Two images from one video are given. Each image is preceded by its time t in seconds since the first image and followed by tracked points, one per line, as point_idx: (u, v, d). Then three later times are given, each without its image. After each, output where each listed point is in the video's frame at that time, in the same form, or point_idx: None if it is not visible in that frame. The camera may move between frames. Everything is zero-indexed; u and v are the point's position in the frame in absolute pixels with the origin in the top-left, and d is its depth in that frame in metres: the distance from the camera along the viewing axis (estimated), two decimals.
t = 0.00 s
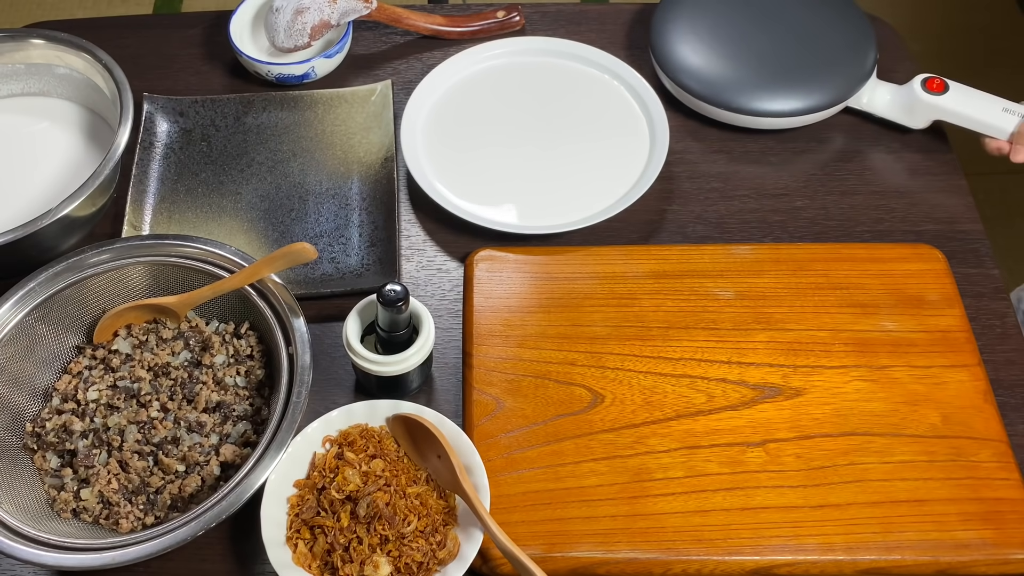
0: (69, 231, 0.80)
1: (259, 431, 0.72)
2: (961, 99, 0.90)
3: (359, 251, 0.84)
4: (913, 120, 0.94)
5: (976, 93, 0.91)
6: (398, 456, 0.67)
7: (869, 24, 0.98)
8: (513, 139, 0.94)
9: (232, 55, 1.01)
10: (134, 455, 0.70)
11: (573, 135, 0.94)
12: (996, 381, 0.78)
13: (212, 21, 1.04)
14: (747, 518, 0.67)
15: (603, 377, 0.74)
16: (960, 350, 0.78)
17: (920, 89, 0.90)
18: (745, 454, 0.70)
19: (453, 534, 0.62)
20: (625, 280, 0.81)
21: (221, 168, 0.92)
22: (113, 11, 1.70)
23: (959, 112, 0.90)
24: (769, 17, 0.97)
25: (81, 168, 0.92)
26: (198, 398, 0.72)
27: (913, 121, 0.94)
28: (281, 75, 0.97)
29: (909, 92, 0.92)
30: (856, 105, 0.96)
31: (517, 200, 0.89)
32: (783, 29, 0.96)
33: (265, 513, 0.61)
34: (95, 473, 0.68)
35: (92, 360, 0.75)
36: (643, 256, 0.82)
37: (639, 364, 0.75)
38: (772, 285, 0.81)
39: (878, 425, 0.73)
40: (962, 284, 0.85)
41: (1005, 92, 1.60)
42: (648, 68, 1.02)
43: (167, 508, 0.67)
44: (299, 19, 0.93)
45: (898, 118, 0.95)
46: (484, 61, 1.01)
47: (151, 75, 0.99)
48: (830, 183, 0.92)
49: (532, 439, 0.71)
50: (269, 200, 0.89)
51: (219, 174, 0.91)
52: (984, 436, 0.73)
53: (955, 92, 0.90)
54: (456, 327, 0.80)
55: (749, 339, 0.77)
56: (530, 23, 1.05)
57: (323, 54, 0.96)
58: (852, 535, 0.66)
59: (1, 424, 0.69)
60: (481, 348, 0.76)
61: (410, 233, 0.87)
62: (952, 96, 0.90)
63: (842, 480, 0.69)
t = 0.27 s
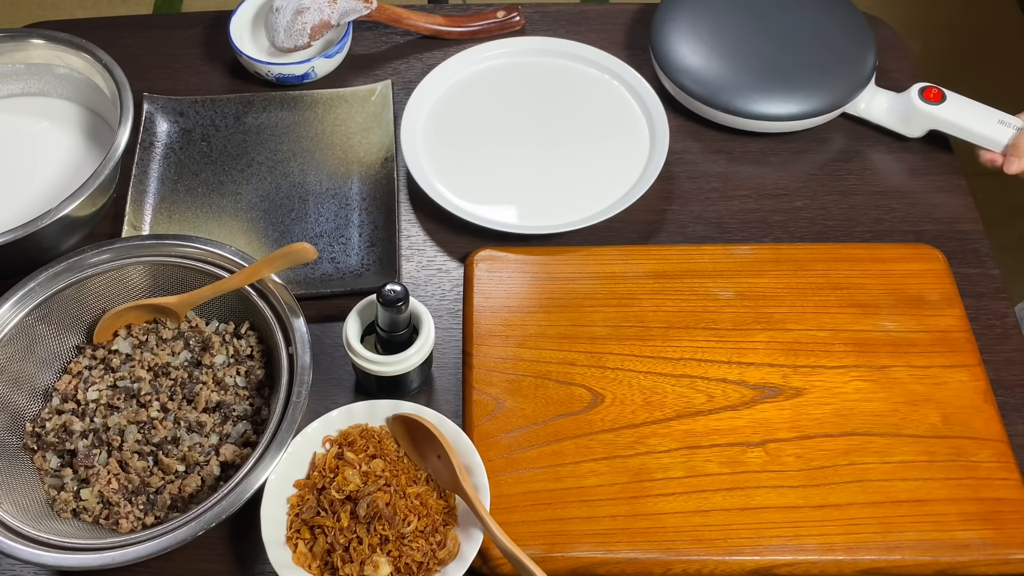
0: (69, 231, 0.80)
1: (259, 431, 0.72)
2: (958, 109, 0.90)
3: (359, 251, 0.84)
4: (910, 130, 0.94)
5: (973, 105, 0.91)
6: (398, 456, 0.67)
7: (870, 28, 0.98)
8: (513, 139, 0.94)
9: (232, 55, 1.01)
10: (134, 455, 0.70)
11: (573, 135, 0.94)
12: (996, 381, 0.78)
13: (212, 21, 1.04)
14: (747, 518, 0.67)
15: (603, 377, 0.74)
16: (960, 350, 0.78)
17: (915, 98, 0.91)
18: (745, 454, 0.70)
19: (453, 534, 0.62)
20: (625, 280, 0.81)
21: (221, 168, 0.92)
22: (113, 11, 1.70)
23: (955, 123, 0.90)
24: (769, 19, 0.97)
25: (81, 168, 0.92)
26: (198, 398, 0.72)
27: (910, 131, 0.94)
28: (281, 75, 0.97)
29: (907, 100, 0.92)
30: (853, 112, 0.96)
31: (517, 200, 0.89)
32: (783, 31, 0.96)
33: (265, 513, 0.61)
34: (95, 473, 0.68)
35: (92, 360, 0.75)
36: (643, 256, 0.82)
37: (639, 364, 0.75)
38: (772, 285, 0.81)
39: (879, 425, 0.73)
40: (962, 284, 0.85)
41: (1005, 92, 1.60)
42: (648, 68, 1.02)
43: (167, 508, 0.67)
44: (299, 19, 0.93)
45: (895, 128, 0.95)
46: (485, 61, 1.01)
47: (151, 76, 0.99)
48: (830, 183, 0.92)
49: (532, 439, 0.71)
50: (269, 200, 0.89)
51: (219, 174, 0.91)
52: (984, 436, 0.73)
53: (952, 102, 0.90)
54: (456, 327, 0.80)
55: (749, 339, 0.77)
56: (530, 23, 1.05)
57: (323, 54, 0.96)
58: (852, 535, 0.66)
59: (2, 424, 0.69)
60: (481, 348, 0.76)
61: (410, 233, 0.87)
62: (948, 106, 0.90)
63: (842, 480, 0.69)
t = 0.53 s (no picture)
0: (69, 231, 0.80)
1: (259, 431, 0.72)
2: (957, 110, 0.90)
3: (359, 251, 0.84)
4: (909, 131, 0.94)
5: (974, 106, 0.90)
6: (398, 456, 0.67)
7: (870, 29, 0.98)
8: (513, 139, 0.94)
9: (232, 55, 1.01)
10: (134, 455, 0.70)
11: (573, 136, 0.94)
12: (996, 381, 0.78)
13: (212, 21, 1.04)
14: (747, 518, 0.67)
15: (603, 377, 0.74)
16: (960, 350, 0.78)
17: (915, 98, 0.91)
18: (745, 454, 0.70)
19: (453, 534, 0.62)
20: (625, 280, 0.81)
21: (221, 168, 0.92)
22: (113, 11, 1.70)
23: (954, 124, 0.89)
24: (769, 19, 0.97)
25: (81, 168, 0.92)
26: (198, 398, 0.72)
27: (909, 132, 0.94)
28: (281, 75, 0.97)
29: (906, 102, 0.92)
30: (852, 112, 0.96)
31: (517, 200, 0.89)
32: (782, 31, 0.96)
33: (265, 513, 0.61)
34: (95, 473, 0.68)
35: (92, 360, 0.75)
36: (643, 256, 0.82)
37: (639, 364, 0.75)
38: (772, 285, 0.81)
39: (879, 425, 0.73)
40: (962, 284, 0.85)
41: (1004, 92, 1.60)
42: (648, 68, 1.02)
43: (167, 508, 0.67)
44: (299, 19, 0.93)
45: (894, 128, 0.95)
46: (485, 61, 1.01)
47: (151, 76, 0.99)
48: (830, 183, 0.92)
49: (532, 439, 0.71)
50: (269, 200, 0.89)
51: (219, 174, 0.91)
52: (984, 436, 0.73)
53: (952, 103, 0.90)
54: (456, 327, 0.80)
55: (749, 339, 0.77)
56: (530, 23, 1.05)
57: (323, 54, 0.96)
58: (852, 535, 0.66)
59: (2, 424, 0.69)
60: (481, 348, 0.76)
61: (410, 233, 0.87)
62: (948, 107, 0.90)
63: (842, 480, 0.69)
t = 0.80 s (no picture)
0: (70, 231, 0.80)
1: (259, 431, 0.72)
2: (957, 110, 0.90)
3: (359, 251, 0.84)
4: (909, 131, 0.94)
5: (974, 106, 0.91)
6: (398, 456, 0.67)
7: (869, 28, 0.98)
8: (513, 139, 0.94)
9: (232, 55, 1.01)
10: (134, 455, 0.70)
11: (573, 136, 0.94)
12: (996, 381, 0.78)
13: (212, 21, 1.04)
14: (747, 518, 0.67)
15: (603, 377, 0.74)
16: (960, 350, 0.78)
17: (915, 98, 0.91)
18: (745, 454, 0.70)
19: (453, 534, 0.62)
20: (625, 280, 0.81)
21: (221, 168, 0.92)
22: (113, 11, 1.70)
23: (953, 124, 0.90)
24: (769, 19, 0.97)
25: (81, 168, 0.92)
26: (198, 398, 0.72)
27: (910, 132, 0.94)
28: (281, 75, 0.97)
29: (906, 102, 0.92)
30: (853, 113, 0.96)
31: (517, 200, 0.89)
32: (782, 30, 0.96)
33: (265, 513, 0.61)
34: (95, 473, 0.68)
35: (92, 360, 0.75)
36: (643, 256, 0.82)
37: (640, 364, 0.75)
38: (772, 285, 0.81)
39: (879, 425, 0.73)
40: (962, 284, 0.85)
41: (1005, 93, 1.60)
42: (648, 68, 1.02)
43: (167, 508, 0.67)
44: (299, 19, 0.93)
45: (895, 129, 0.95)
46: (484, 61, 1.01)
47: (151, 76, 0.99)
48: (830, 183, 0.92)
49: (532, 439, 0.71)
50: (269, 200, 0.89)
51: (218, 174, 0.91)
52: (984, 436, 0.73)
53: (951, 103, 0.90)
54: (456, 327, 0.80)
55: (750, 339, 0.77)
56: (530, 23, 1.06)
57: (323, 54, 0.96)
58: (852, 535, 0.66)
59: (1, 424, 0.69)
60: (481, 348, 0.76)
61: (410, 233, 0.87)
62: (948, 106, 0.90)
63: (842, 480, 0.69)
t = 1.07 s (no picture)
0: (69, 231, 0.80)
1: (259, 431, 0.72)
2: (957, 110, 0.90)
3: (359, 251, 0.84)
4: (909, 131, 0.94)
5: (973, 105, 0.91)
6: (398, 456, 0.67)
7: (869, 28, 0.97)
8: (513, 139, 0.94)
9: (232, 55, 1.01)
10: (134, 455, 0.70)
11: (572, 136, 0.94)
12: (996, 381, 0.78)
13: (212, 21, 1.04)
14: (747, 518, 0.67)
15: (603, 377, 0.74)
16: (960, 350, 0.78)
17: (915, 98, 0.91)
18: (745, 454, 0.70)
19: (453, 534, 0.62)
20: (625, 280, 0.81)
21: (221, 168, 0.92)
22: (113, 11, 1.70)
23: (953, 124, 0.89)
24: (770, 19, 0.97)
25: (81, 168, 0.92)
26: (198, 398, 0.72)
27: (910, 132, 0.94)
28: (281, 75, 0.97)
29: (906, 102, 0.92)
30: (852, 113, 0.96)
31: (517, 200, 0.89)
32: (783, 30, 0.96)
33: (265, 513, 0.61)
34: (95, 473, 0.68)
35: (92, 360, 0.75)
36: (643, 256, 0.82)
37: (640, 364, 0.75)
38: (772, 285, 0.81)
39: (878, 425, 0.73)
40: (962, 283, 0.85)
41: (1005, 93, 1.60)
42: (648, 68, 1.02)
43: (167, 508, 0.67)
44: (299, 19, 0.93)
45: (894, 128, 0.95)
46: (484, 61, 1.01)
47: (151, 76, 0.99)
48: (830, 183, 0.92)
49: (532, 439, 0.71)
50: (269, 200, 0.89)
51: (218, 174, 0.91)
52: (984, 436, 0.73)
53: (951, 103, 0.90)
54: (456, 327, 0.80)
55: (750, 339, 0.77)
56: (530, 23, 1.05)
57: (323, 54, 0.97)
58: (852, 535, 0.66)
59: (2, 424, 0.69)
60: (481, 348, 0.76)
61: (410, 233, 0.87)
62: (947, 106, 0.90)
63: (842, 480, 0.69)
